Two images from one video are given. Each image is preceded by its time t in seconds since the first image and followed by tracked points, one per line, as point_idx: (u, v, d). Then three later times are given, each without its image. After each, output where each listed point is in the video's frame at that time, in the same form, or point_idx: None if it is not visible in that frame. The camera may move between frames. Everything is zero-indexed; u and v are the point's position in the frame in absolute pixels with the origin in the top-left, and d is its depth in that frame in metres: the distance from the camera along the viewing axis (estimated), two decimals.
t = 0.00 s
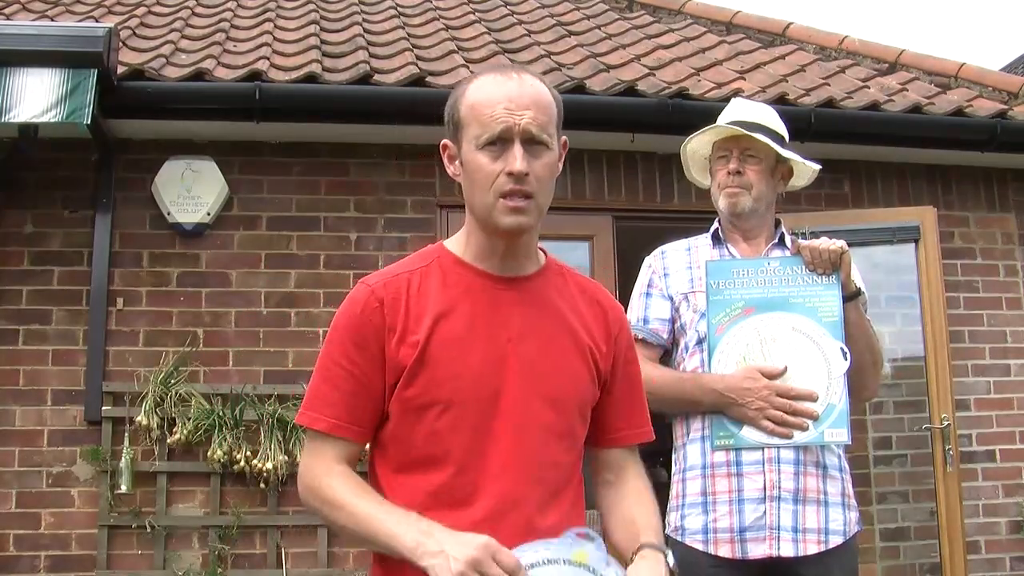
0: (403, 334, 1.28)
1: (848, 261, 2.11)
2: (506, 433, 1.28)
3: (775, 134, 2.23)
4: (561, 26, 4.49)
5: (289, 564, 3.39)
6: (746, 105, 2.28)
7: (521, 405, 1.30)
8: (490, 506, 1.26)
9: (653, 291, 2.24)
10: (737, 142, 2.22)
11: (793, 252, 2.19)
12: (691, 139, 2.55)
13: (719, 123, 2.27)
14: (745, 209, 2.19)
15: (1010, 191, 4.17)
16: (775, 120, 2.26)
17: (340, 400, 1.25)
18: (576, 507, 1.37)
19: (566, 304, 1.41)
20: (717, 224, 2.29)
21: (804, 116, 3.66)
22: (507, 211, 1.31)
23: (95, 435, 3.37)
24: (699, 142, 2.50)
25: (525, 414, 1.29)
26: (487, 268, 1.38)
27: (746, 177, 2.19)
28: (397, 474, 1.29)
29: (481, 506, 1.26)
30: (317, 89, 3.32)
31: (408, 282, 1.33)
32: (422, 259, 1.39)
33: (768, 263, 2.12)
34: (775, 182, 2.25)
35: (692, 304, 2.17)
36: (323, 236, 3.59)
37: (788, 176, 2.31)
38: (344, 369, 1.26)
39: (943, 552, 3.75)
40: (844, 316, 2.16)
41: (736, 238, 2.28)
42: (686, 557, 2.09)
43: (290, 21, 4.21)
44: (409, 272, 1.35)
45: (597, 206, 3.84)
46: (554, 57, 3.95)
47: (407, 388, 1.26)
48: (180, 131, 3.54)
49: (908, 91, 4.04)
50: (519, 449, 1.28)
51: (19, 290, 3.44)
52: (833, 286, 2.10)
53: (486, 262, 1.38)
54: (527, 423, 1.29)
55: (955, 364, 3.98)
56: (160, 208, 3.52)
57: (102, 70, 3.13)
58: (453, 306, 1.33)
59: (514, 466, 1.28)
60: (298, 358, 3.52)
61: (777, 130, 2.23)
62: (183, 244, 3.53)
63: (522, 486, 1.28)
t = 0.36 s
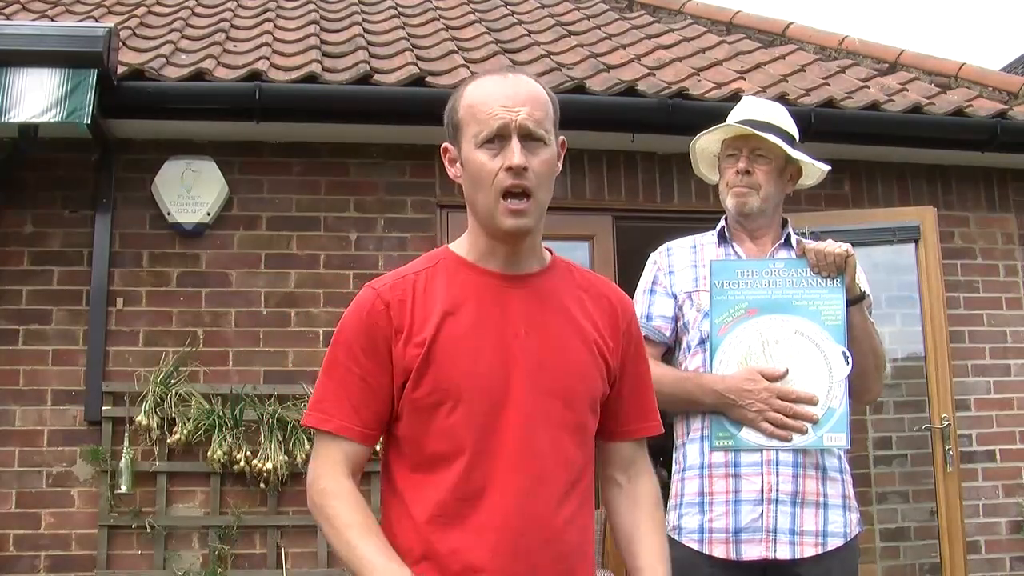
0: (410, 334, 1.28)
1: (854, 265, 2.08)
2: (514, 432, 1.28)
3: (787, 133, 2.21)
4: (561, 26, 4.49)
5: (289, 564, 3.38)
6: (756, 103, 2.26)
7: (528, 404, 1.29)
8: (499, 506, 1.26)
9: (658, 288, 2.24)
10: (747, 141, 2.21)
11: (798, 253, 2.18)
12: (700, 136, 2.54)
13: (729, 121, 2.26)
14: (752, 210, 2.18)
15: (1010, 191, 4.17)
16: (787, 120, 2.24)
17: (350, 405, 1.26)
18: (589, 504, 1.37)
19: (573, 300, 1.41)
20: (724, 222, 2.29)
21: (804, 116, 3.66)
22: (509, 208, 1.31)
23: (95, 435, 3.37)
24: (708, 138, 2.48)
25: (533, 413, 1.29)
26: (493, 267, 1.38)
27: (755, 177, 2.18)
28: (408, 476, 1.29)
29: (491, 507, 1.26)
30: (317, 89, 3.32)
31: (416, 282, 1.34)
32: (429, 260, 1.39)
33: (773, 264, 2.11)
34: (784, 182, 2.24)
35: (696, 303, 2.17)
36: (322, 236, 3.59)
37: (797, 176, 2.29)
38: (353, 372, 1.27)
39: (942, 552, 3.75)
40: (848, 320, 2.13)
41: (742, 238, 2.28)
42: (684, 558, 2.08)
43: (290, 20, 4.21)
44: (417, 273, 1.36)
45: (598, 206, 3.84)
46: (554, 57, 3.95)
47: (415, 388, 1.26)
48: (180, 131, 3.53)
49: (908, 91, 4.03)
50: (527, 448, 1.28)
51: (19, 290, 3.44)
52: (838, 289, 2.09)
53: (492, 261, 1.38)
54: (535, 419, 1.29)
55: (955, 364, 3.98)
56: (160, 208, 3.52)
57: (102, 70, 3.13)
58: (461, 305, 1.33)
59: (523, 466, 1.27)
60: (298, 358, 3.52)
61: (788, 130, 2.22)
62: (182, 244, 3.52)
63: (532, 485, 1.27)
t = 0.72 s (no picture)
0: (402, 336, 1.30)
1: (859, 267, 2.09)
2: (507, 430, 1.28)
3: (797, 134, 2.21)
4: (561, 26, 4.49)
5: (289, 564, 3.39)
6: (764, 102, 2.24)
7: (522, 402, 1.29)
8: (496, 504, 1.26)
9: (665, 285, 2.26)
10: (756, 141, 2.21)
11: (804, 254, 2.17)
12: (709, 133, 2.53)
13: (737, 120, 2.25)
14: (759, 212, 2.18)
15: (1010, 191, 4.17)
16: (797, 120, 2.23)
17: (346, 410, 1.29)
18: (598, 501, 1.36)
19: (569, 295, 1.41)
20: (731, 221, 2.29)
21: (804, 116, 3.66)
22: (480, 217, 1.33)
23: (95, 435, 3.37)
24: (717, 136, 2.48)
25: (527, 411, 1.29)
26: (484, 269, 1.40)
27: (762, 176, 2.17)
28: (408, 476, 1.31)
29: (489, 505, 1.26)
30: (317, 89, 3.32)
31: (411, 286, 1.36)
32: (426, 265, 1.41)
33: (778, 264, 2.11)
34: (792, 185, 2.24)
35: (701, 302, 2.17)
36: (322, 236, 3.59)
37: (805, 177, 2.28)
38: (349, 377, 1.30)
39: (942, 552, 3.75)
40: (853, 322, 2.12)
41: (748, 238, 2.28)
42: (687, 555, 2.11)
43: (290, 20, 4.21)
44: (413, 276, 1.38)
45: (597, 206, 3.84)
46: (554, 56, 3.95)
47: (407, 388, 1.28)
48: (180, 131, 3.54)
49: (908, 91, 4.03)
50: (522, 446, 1.28)
51: (19, 290, 3.44)
52: (842, 291, 2.09)
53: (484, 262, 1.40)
54: (530, 413, 1.29)
55: (955, 364, 3.98)
56: (160, 208, 3.52)
57: (102, 70, 3.13)
58: (455, 306, 1.34)
59: (519, 464, 1.27)
60: (298, 358, 3.52)
61: (799, 131, 2.21)
62: (182, 244, 3.52)
63: (529, 482, 1.27)
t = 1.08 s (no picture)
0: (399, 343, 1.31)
1: (866, 271, 2.09)
2: (503, 438, 1.27)
3: (808, 134, 2.21)
4: (561, 26, 4.49)
5: (289, 564, 3.39)
6: (778, 101, 2.24)
7: (517, 410, 1.29)
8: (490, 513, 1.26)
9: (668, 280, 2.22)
10: (767, 138, 2.20)
11: (810, 256, 2.18)
12: (721, 130, 2.52)
13: (750, 117, 2.24)
14: (768, 209, 2.18)
15: (1010, 191, 4.17)
16: (808, 120, 2.24)
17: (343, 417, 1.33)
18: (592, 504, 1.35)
19: (567, 299, 1.40)
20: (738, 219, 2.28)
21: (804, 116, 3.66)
22: (487, 213, 1.32)
23: (95, 435, 3.37)
24: (728, 132, 2.47)
25: (522, 418, 1.28)
26: (481, 270, 1.39)
27: (773, 175, 2.17)
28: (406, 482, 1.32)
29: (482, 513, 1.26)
30: (317, 89, 3.32)
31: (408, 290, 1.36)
32: (422, 266, 1.41)
33: (784, 265, 2.11)
34: (801, 186, 2.24)
35: (707, 300, 2.15)
36: (323, 236, 3.59)
37: (813, 179, 2.29)
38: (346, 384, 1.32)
39: (943, 552, 3.75)
40: (858, 325, 2.13)
41: (754, 236, 2.28)
42: (692, 558, 2.11)
43: (290, 20, 4.21)
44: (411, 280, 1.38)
45: (598, 206, 3.84)
46: (555, 56, 3.95)
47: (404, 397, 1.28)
48: (180, 131, 3.53)
49: (908, 91, 4.03)
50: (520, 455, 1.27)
51: (19, 290, 3.44)
52: (848, 293, 2.10)
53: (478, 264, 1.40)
54: (528, 422, 1.29)
55: (955, 364, 3.98)
56: (160, 208, 3.52)
57: (102, 70, 3.12)
58: (451, 312, 1.34)
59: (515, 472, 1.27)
60: (297, 358, 3.52)
61: (810, 131, 2.21)
62: (183, 244, 3.52)
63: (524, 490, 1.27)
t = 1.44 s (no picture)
0: (388, 324, 1.24)
1: (866, 273, 2.09)
2: (492, 431, 1.27)
3: (818, 133, 2.21)
4: (561, 26, 4.49)
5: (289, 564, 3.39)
6: (791, 99, 2.25)
7: (504, 405, 1.28)
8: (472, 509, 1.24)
9: (673, 282, 2.25)
10: (777, 136, 2.21)
11: (811, 258, 2.18)
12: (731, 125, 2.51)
13: (761, 113, 2.25)
14: (774, 206, 2.18)
15: (1010, 191, 4.17)
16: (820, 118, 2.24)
17: (303, 388, 1.18)
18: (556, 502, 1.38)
19: (548, 296, 1.41)
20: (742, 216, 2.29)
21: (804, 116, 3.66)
22: (479, 196, 1.31)
23: (95, 435, 3.37)
24: (738, 128, 2.47)
25: (510, 413, 1.28)
26: (465, 252, 1.37)
27: (781, 172, 2.18)
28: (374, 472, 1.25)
29: (461, 507, 1.24)
30: (317, 89, 3.31)
31: (391, 267, 1.29)
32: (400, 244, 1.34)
33: (784, 268, 2.11)
34: (809, 186, 2.24)
35: (707, 301, 2.16)
36: (322, 236, 3.60)
37: (821, 180, 2.28)
38: (315, 356, 1.19)
39: (943, 552, 3.75)
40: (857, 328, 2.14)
41: (758, 234, 2.28)
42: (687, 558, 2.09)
43: (290, 20, 4.21)
44: (388, 259, 1.30)
45: (598, 206, 3.84)
46: (555, 57, 3.95)
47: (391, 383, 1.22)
48: (181, 130, 3.53)
49: (908, 91, 4.03)
50: (509, 452, 1.27)
51: (19, 290, 3.44)
52: (849, 296, 2.09)
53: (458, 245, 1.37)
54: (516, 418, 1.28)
55: (955, 364, 3.99)
56: (160, 208, 3.52)
57: (102, 70, 3.12)
58: (437, 297, 1.29)
59: (502, 469, 1.26)
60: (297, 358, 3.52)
61: (820, 129, 2.21)
62: (183, 244, 3.52)
63: (506, 487, 1.27)
